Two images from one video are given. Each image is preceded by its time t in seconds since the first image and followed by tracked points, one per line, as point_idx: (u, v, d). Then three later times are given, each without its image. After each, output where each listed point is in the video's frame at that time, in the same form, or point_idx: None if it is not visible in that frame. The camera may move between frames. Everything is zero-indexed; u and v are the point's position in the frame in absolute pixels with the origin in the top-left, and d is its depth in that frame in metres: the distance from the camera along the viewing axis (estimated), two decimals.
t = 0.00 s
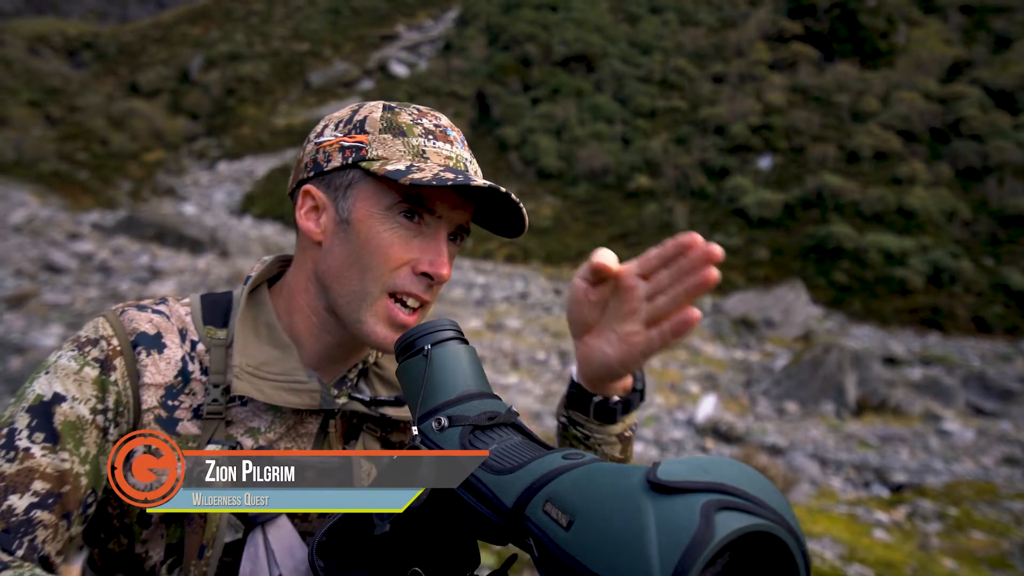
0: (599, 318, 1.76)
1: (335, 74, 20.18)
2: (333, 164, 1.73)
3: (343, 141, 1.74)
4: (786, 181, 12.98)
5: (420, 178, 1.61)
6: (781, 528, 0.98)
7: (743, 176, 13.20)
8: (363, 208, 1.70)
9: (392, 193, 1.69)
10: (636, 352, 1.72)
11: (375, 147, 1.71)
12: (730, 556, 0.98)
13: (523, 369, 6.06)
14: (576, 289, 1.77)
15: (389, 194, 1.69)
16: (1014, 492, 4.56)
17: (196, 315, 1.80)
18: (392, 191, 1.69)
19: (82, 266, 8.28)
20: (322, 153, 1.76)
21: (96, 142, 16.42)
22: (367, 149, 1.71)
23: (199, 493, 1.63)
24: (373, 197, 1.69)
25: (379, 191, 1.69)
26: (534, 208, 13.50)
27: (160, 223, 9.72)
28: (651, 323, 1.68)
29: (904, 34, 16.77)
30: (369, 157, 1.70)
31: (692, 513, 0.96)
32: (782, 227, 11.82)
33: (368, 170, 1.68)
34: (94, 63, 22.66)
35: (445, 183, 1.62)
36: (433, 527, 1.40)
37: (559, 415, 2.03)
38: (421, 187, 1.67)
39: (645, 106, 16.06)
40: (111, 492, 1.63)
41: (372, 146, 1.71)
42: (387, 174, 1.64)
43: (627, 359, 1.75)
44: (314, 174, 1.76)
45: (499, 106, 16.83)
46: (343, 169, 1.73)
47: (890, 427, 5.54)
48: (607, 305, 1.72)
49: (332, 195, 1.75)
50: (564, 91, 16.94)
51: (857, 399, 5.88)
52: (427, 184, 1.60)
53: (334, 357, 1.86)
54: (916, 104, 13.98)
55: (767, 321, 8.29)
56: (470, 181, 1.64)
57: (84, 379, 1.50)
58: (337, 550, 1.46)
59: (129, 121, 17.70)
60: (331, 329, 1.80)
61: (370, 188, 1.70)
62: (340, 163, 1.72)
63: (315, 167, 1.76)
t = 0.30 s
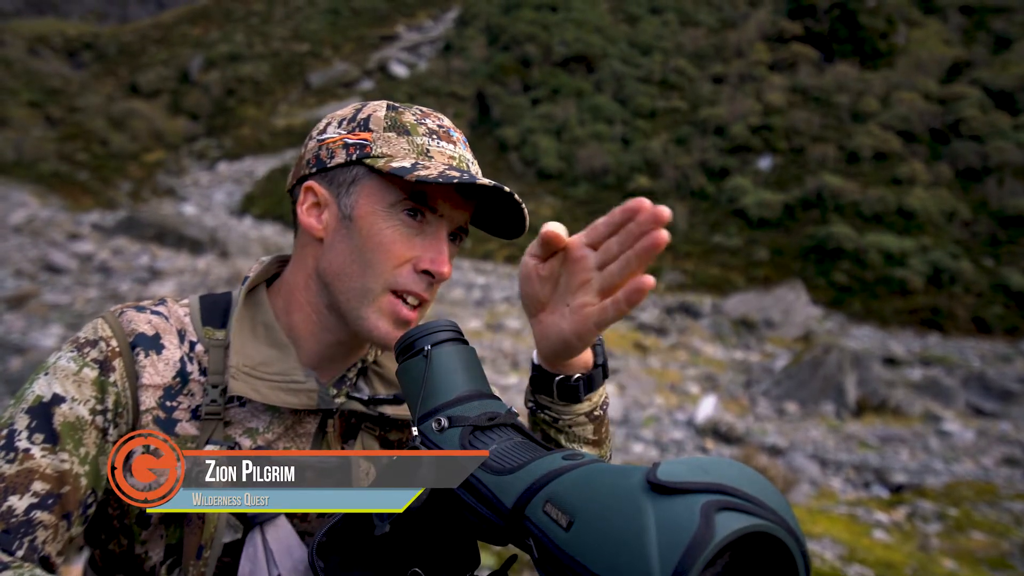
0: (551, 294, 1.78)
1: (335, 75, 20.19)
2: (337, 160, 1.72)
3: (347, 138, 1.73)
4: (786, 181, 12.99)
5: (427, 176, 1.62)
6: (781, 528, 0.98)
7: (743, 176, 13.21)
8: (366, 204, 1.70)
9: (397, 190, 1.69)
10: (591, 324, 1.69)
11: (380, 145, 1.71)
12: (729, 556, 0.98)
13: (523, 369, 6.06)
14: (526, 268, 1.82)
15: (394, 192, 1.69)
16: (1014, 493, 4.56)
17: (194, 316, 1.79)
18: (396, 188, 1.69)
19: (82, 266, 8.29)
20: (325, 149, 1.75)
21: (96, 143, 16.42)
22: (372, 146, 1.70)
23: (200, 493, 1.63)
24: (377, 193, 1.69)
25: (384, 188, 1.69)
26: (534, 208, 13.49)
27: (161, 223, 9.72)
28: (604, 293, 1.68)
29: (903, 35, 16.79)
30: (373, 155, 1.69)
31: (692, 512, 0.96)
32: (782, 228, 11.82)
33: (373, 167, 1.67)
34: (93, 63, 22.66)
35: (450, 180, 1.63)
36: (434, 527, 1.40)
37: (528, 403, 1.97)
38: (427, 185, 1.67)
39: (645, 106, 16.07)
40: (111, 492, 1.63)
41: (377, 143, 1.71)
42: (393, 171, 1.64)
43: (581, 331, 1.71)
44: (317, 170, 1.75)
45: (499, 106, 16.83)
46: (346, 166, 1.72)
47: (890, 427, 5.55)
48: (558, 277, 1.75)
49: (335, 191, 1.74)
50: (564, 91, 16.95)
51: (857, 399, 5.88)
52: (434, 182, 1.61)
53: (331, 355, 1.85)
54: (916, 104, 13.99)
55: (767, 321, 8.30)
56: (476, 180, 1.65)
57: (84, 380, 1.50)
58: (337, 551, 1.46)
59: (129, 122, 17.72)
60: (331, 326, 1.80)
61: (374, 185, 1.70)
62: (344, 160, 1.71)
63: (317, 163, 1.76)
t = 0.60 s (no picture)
0: (533, 291, 1.77)
1: (335, 75, 20.19)
2: (353, 159, 1.72)
3: (365, 140, 1.73)
4: (785, 181, 12.99)
5: (445, 182, 1.62)
6: (781, 528, 0.98)
7: (743, 177, 13.22)
8: (379, 205, 1.70)
9: (413, 194, 1.70)
10: (573, 318, 1.68)
11: (398, 149, 1.71)
12: (730, 556, 0.98)
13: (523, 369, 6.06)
14: (506, 266, 1.79)
15: (409, 195, 1.70)
16: (1014, 493, 4.57)
17: (191, 317, 1.80)
18: (412, 192, 1.70)
19: (81, 267, 8.29)
20: (341, 148, 1.75)
21: (96, 143, 16.43)
22: (390, 149, 1.70)
23: (199, 493, 1.63)
24: (392, 196, 1.70)
25: (399, 191, 1.70)
26: (534, 209, 13.49)
27: (161, 224, 9.72)
28: (586, 286, 1.66)
29: (903, 35, 16.80)
30: (391, 157, 1.69)
31: (691, 512, 0.96)
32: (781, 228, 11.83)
33: (391, 170, 1.67)
34: (93, 64, 22.67)
35: (469, 190, 1.64)
36: (432, 527, 1.40)
37: (515, 404, 1.96)
38: (441, 192, 1.68)
39: (645, 107, 16.07)
40: (107, 494, 1.63)
41: (395, 147, 1.71)
42: (411, 175, 1.64)
43: (565, 326, 1.70)
44: (330, 167, 1.75)
45: (499, 107, 16.84)
46: (363, 166, 1.72)
47: (890, 427, 5.55)
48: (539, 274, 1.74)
49: (347, 189, 1.74)
50: (564, 92, 16.96)
51: (857, 399, 5.88)
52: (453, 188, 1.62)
53: (331, 357, 1.84)
54: (916, 105, 14.00)
55: (766, 322, 8.30)
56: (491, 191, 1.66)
57: (78, 381, 1.50)
58: (337, 551, 1.46)
59: (129, 123, 17.73)
60: (333, 328, 1.79)
61: (390, 187, 1.70)
62: (361, 160, 1.71)
63: (331, 160, 1.75)
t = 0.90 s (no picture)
0: (526, 286, 1.77)
1: (335, 76, 20.19)
2: (345, 156, 1.72)
3: (358, 137, 1.73)
4: (785, 181, 13.00)
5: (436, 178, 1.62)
6: (781, 529, 0.97)
7: (743, 177, 13.22)
8: (370, 202, 1.70)
9: (404, 190, 1.70)
10: (565, 310, 1.67)
11: (390, 145, 1.70)
12: (730, 556, 0.98)
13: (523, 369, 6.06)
14: (497, 264, 1.79)
15: (399, 192, 1.70)
16: (1014, 493, 4.56)
17: (186, 316, 1.79)
18: (403, 188, 1.70)
19: (81, 267, 8.28)
20: (334, 145, 1.75)
21: (96, 143, 16.43)
22: (382, 146, 1.70)
23: (199, 493, 1.62)
24: (383, 193, 1.69)
25: (390, 187, 1.69)
26: (534, 209, 13.48)
27: (160, 224, 9.72)
28: (578, 276, 1.65)
29: (903, 35, 16.79)
30: (383, 154, 1.69)
31: (692, 513, 0.96)
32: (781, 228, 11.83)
33: (382, 166, 1.67)
34: (93, 64, 22.67)
35: (458, 186, 1.64)
36: (431, 526, 1.40)
37: (513, 400, 1.96)
38: (432, 188, 1.68)
39: (644, 107, 16.07)
40: (103, 494, 1.62)
41: (387, 144, 1.71)
42: (402, 171, 1.64)
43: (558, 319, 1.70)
44: (323, 164, 1.75)
45: (499, 107, 16.84)
46: (354, 162, 1.72)
47: (890, 428, 5.55)
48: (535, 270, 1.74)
49: (339, 186, 1.74)
50: (564, 92, 16.96)
51: (856, 399, 5.89)
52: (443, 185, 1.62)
53: (325, 356, 1.84)
54: (916, 105, 14.00)
55: (766, 322, 8.30)
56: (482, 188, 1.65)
57: (73, 381, 1.49)
58: (337, 551, 1.46)
59: (129, 123, 17.74)
60: (325, 326, 1.79)
61: (381, 183, 1.70)
62: (353, 157, 1.71)
63: (325, 157, 1.75)
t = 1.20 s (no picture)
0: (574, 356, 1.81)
1: (335, 75, 20.19)
2: (335, 156, 1.72)
3: (348, 136, 1.73)
4: (785, 181, 13.00)
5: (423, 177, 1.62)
6: (781, 528, 0.98)
7: (743, 177, 13.23)
8: (359, 201, 1.69)
9: (393, 190, 1.70)
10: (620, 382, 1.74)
11: (379, 145, 1.70)
12: (730, 556, 0.98)
13: (523, 369, 6.06)
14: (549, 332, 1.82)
15: (388, 191, 1.69)
16: (1014, 493, 4.56)
17: (177, 316, 1.79)
18: (392, 188, 1.69)
19: (81, 267, 8.28)
20: (324, 144, 1.75)
21: (96, 143, 16.44)
22: (371, 145, 1.69)
23: (199, 493, 1.62)
24: (372, 192, 1.69)
25: (379, 187, 1.69)
26: (534, 209, 13.49)
27: (160, 224, 9.72)
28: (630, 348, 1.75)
29: (903, 35, 16.78)
30: (372, 153, 1.68)
31: (692, 512, 0.96)
32: (781, 228, 11.84)
33: (371, 166, 1.66)
34: (93, 64, 22.67)
35: (447, 185, 1.63)
36: (432, 526, 1.39)
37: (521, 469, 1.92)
38: (421, 187, 1.67)
39: (645, 106, 16.06)
40: (97, 494, 1.63)
41: (377, 143, 1.70)
42: (390, 171, 1.64)
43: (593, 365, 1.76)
44: (313, 164, 1.75)
45: (499, 107, 16.85)
46: (344, 162, 1.71)
47: (890, 427, 5.55)
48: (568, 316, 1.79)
49: (329, 186, 1.74)
50: (564, 91, 16.95)
51: (856, 399, 5.89)
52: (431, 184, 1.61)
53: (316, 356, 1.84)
54: (916, 105, 13.99)
55: (766, 322, 8.30)
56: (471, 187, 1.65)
57: (63, 382, 1.49)
58: (337, 550, 1.46)
59: (129, 123, 17.75)
60: (314, 326, 1.79)
61: (370, 183, 1.69)
62: (342, 156, 1.71)
63: (315, 157, 1.75)
